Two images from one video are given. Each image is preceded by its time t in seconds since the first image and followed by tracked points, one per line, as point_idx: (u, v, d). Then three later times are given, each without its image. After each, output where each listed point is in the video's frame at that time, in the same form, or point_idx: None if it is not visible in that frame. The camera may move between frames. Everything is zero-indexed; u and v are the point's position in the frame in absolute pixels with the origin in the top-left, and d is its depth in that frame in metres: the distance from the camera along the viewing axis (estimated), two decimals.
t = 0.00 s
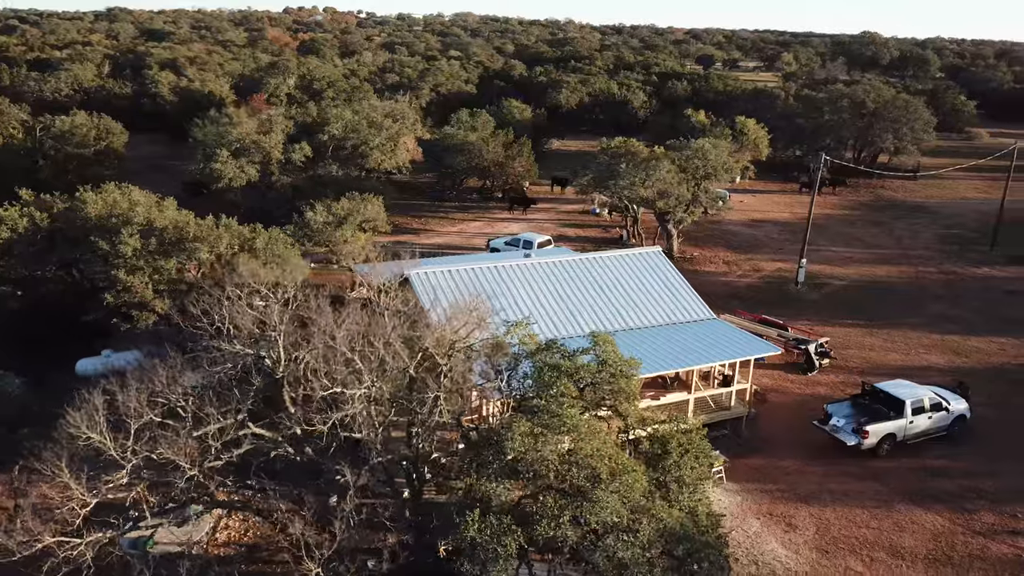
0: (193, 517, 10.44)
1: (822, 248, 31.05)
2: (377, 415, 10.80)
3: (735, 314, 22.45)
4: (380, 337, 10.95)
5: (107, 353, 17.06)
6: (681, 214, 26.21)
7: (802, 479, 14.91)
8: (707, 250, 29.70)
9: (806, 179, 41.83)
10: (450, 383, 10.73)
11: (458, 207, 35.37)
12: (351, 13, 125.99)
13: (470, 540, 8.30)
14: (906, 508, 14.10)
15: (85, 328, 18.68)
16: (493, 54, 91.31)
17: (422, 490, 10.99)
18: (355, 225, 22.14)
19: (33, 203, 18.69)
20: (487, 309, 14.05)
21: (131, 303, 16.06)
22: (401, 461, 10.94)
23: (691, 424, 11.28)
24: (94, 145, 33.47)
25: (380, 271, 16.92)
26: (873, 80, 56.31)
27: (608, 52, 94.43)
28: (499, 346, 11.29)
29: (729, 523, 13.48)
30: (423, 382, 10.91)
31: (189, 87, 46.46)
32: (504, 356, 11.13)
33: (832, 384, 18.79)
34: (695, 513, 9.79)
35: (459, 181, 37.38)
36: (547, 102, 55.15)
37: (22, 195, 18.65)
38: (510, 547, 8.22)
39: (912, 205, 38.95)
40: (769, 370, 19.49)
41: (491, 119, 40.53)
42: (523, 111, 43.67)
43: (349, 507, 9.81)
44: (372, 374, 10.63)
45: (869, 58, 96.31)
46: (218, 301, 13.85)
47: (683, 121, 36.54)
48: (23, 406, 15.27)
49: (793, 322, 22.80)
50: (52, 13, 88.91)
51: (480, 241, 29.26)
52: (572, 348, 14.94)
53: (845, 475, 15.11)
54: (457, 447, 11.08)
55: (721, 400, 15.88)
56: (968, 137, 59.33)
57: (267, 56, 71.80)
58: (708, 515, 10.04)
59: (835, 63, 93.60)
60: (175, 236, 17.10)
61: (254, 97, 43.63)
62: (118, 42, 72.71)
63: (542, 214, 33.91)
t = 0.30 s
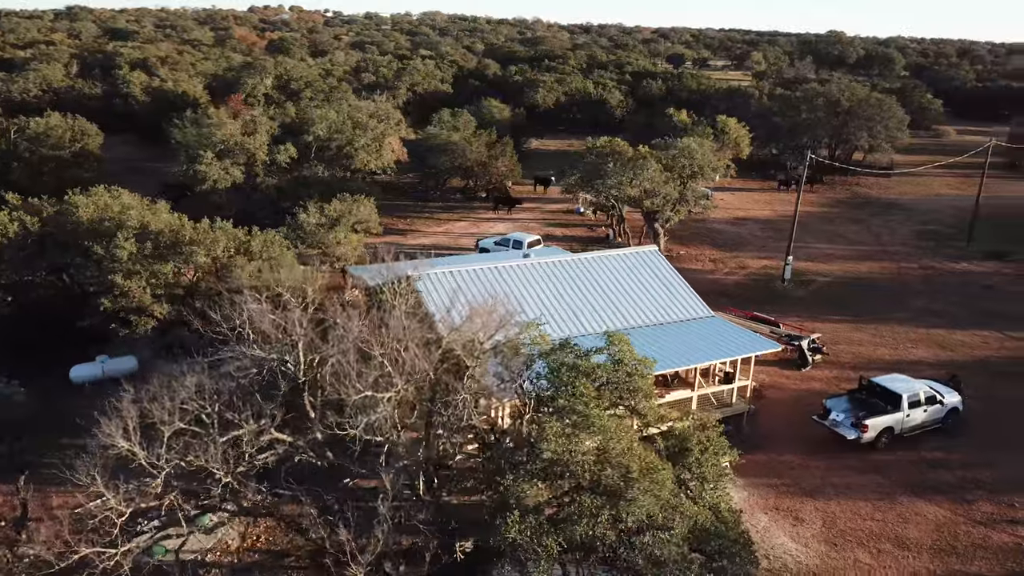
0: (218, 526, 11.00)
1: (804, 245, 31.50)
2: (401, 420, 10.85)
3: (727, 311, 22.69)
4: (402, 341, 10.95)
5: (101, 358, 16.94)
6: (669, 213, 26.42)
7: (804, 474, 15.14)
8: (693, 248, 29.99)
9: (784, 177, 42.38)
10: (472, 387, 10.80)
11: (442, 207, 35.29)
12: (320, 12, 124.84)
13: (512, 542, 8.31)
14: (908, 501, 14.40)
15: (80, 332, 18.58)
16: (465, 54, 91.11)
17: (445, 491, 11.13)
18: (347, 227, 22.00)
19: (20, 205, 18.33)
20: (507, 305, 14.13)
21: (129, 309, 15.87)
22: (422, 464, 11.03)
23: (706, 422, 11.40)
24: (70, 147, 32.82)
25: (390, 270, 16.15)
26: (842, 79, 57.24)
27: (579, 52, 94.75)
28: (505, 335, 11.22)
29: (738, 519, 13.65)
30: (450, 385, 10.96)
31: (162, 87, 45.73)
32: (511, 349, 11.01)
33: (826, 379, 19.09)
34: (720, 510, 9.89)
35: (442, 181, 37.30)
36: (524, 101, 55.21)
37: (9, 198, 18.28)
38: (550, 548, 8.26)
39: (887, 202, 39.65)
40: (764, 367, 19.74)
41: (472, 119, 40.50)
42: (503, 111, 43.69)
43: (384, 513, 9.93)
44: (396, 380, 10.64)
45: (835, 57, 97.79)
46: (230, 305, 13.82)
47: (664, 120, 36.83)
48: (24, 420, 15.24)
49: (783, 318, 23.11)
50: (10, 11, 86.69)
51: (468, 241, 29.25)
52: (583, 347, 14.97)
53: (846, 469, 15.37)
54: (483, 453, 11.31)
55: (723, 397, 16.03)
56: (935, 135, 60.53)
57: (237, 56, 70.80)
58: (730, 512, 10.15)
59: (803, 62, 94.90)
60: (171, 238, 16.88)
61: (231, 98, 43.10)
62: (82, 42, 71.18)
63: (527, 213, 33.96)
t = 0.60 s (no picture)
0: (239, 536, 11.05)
1: (786, 242, 31.92)
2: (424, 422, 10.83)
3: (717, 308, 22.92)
4: (424, 343, 10.92)
5: (94, 365, 16.68)
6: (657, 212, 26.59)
7: (807, 467, 15.38)
8: (678, 246, 30.25)
9: (761, 175, 42.91)
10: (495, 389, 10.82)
11: (425, 207, 35.17)
12: (286, 10, 123.47)
13: (552, 541, 8.32)
14: (908, 492, 14.70)
15: (71, 338, 18.26)
16: (435, 53, 90.81)
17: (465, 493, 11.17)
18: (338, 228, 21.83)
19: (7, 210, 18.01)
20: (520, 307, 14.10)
21: (126, 314, 15.61)
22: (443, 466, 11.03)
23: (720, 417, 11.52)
24: (43, 148, 32.09)
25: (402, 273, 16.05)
26: (812, 78, 58.12)
27: (551, 50, 94.91)
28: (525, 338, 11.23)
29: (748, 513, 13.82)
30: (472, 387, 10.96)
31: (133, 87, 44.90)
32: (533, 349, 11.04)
33: (818, 374, 19.39)
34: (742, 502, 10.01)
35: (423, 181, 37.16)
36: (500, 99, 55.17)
37: None
38: (590, 548, 8.27)
39: (862, 198, 40.36)
40: (757, 363, 19.99)
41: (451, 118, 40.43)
42: (481, 110, 43.66)
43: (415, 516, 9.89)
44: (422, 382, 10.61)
45: (801, 56, 99.29)
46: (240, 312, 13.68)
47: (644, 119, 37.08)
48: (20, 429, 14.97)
49: (771, 314, 23.41)
50: None
51: (454, 241, 29.21)
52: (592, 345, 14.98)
53: (845, 462, 15.65)
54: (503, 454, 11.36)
55: (723, 394, 16.21)
56: (902, 132, 61.73)
57: (203, 55, 69.70)
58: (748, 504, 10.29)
59: (770, 61, 96.20)
60: (166, 242, 16.65)
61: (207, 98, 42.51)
62: (43, 41, 69.50)
63: (511, 213, 33.97)
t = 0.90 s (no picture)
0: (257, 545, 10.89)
1: (767, 239, 32.34)
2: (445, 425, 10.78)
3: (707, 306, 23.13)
4: (444, 345, 10.85)
5: (87, 372, 16.32)
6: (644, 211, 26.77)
7: (808, 462, 15.60)
8: (662, 245, 30.50)
9: (738, 173, 43.38)
10: (516, 391, 10.79)
11: (408, 208, 35.03)
12: (252, 9, 122.04)
13: (589, 541, 8.30)
14: (908, 485, 14.99)
15: (61, 344, 17.92)
16: (406, 52, 90.35)
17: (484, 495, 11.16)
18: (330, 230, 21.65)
19: None
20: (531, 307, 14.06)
21: (123, 320, 15.35)
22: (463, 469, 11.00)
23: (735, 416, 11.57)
24: (16, 150, 31.36)
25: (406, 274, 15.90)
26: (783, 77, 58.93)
27: (522, 49, 95.01)
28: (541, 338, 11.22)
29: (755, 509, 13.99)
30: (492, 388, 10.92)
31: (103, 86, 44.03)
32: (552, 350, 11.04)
33: (810, 369, 19.70)
34: (764, 500, 10.05)
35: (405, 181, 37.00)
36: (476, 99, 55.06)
37: None
38: (629, 547, 8.26)
39: (837, 195, 41.02)
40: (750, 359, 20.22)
41: (431, 118, 40.29)
42: (459, 110, 43.58)
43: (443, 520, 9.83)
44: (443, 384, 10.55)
45: (769, 54, 100.46)
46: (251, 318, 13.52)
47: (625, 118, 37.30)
48: (17, 438, 14.62)
49: (760, 311, 23.71)
50: None
51: (441, 242, 29.15)
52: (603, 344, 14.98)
53: (844, 456, 15.91)
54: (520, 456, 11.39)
55: (723, 391, 16.39)
56: (871, 130, 62.81)
57: (170, 54, 68.49)
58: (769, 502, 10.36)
59: (739, 60, 97.18)
60: (162, 247, 16.40)
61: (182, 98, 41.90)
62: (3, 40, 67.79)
63: (494, 213, 33.96)
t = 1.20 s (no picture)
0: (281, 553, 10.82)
1: (750, 236, 32.71)
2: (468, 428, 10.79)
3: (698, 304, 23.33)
4: (465, 348, 10.84)
5: (82, 380, 16.08)
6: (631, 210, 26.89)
7: (808, 457, 15.83)
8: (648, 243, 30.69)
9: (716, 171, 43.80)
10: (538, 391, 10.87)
11: (391, 209, 34.86)
12: (215, 7, 120.23)
13: (632, 541, 8.36)
14: (906, 477, 15.28)
15: (50, 353, 17.59)
16: (377, 51, 89.75)
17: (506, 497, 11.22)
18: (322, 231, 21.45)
19: None
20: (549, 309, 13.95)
21: (121, 326, 15.12)
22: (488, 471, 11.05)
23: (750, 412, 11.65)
24: None
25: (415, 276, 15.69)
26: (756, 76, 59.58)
27: (494, 48, 94.82)
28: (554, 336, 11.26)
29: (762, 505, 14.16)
30: (512, 391, 10.98)
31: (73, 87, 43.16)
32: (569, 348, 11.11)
33: (803, 365, 19.96)
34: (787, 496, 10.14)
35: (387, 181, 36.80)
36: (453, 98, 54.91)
37: None
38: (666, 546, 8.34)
39: (814, 192, 41.61)
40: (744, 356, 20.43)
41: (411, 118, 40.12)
42: (439, 109, 43.44)
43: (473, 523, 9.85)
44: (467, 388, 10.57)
45: (738, 53, 101.51)
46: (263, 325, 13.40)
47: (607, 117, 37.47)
48: (17, 449, 14.36)
49: (749, 308, 23.98)
50: None
51: (427, 243, 29.05)
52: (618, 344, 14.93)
53: (843, 451, 16.16)
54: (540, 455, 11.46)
55: (723, 388, 16.55)
56: (842, 127, 63.77)
57: (137, 54, 67.28)
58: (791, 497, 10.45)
59: (709, 59, 98.05)
60: (158, 251, 16.16)
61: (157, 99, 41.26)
62: None
63: (478, 213, 33.92)
